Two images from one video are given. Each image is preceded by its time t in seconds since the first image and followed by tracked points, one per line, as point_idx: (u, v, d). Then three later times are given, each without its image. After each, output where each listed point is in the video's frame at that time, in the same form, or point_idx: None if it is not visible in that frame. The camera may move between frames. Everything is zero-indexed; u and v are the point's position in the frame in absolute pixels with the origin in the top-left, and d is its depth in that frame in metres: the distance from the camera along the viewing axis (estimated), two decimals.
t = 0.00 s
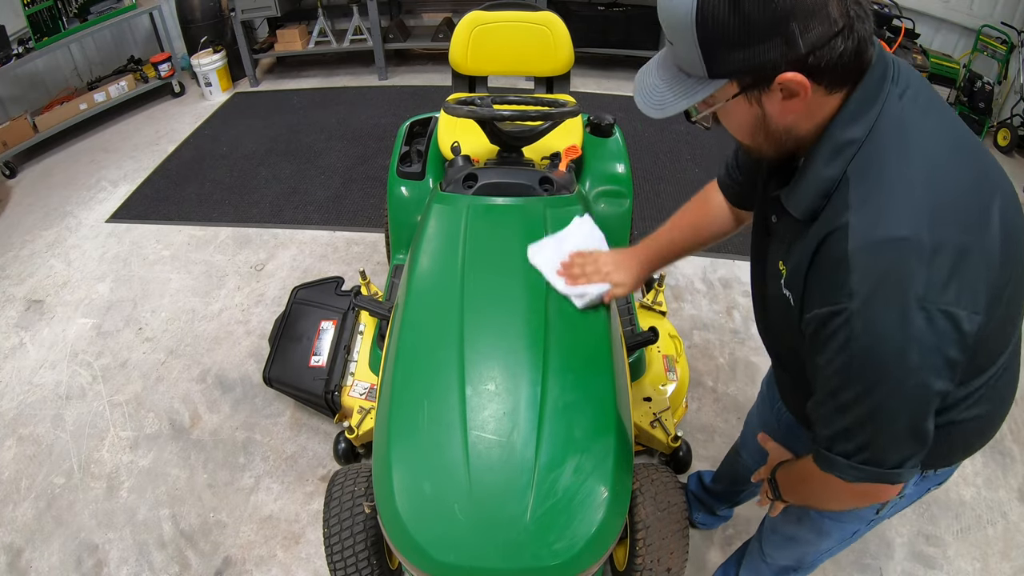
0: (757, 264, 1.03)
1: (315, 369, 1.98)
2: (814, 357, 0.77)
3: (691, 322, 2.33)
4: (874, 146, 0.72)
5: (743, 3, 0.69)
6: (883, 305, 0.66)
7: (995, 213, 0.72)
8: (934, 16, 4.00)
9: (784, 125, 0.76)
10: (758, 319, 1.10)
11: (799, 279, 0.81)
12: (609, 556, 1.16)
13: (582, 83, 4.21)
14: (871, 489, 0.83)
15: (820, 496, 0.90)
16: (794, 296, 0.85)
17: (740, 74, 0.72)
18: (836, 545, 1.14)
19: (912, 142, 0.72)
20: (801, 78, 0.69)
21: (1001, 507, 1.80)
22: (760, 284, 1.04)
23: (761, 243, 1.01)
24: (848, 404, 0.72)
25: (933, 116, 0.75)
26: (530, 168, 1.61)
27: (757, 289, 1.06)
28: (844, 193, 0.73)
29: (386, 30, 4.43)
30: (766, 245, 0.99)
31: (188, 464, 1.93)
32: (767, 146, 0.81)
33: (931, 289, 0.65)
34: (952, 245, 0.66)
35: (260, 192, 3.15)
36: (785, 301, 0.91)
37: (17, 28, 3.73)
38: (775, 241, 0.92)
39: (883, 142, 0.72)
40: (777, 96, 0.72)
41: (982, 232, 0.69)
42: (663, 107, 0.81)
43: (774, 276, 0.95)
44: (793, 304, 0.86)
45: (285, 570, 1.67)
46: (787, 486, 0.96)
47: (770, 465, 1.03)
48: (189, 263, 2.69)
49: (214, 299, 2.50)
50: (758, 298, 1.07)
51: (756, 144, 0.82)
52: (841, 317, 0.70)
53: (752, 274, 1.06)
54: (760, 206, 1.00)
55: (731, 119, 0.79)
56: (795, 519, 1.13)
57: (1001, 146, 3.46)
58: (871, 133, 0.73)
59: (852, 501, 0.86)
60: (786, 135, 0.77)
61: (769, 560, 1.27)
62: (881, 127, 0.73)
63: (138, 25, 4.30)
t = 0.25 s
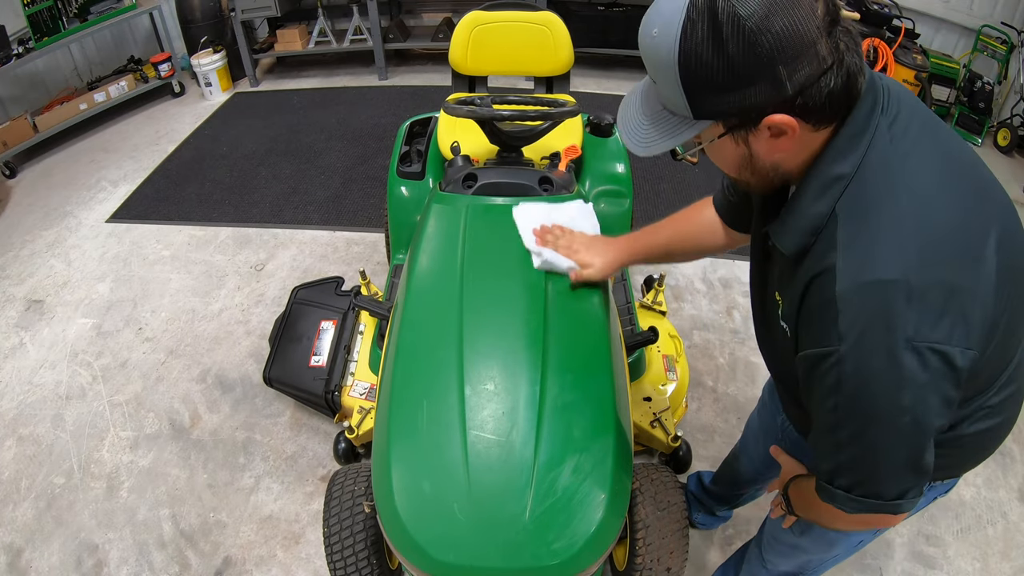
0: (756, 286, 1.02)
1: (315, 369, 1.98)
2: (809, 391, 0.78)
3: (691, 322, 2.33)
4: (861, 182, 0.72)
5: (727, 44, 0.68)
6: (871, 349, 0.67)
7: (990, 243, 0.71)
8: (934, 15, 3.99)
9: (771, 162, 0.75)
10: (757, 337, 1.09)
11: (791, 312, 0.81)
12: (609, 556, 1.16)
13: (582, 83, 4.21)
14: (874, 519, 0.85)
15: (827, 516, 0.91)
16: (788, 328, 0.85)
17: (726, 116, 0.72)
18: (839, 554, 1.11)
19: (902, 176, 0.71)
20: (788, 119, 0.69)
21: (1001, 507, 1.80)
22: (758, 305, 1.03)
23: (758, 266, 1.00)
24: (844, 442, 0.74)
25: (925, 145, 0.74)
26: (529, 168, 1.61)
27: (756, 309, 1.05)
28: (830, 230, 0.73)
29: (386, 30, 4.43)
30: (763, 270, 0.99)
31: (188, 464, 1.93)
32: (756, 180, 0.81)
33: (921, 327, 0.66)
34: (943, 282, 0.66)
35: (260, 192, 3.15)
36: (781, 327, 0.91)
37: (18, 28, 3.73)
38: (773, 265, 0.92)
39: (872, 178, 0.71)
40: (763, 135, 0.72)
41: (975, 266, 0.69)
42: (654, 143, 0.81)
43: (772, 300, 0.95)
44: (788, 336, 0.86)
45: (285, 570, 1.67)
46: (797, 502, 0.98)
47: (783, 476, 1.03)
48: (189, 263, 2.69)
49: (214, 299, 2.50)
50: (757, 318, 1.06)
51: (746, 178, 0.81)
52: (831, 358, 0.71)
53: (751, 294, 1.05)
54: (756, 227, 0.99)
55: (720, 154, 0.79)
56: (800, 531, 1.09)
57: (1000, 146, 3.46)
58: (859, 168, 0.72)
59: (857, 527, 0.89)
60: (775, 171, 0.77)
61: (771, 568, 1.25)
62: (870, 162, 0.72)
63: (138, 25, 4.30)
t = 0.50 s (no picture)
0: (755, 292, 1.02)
1: (315, 369, 1.98)
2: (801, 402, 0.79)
3: (691, 322, 2.34)
4: (858, 198, 0.71)
5: (724, 59, 0.67)
6: (862, 366, 0.68)
7: (988, 258, 0.71)
8: (934, 15, 3.99)
9: (769, 177, 0.74)
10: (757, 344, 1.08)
11: (786, 322, 0.81)
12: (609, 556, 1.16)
13: (582, 83, 4.21)
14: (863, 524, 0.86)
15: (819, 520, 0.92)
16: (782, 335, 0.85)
17: (722, 131, 0.70)
18: (836, 555, 1.11)
19: (899, 193, 0.70)
20: (787, 135, 0.67)
21: (1001, 507, 1.80)
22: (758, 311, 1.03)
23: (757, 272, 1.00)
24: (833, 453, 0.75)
25: (924, 161, 0.73)
26: (530, 168, 1.61)
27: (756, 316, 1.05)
28: (826, 246, 0.73)
29: (386, 30, 4.43)
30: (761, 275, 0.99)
31: (188, 464, 1.93)
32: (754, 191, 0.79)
33: (915, 346, 0.66)
34: (939, 302, 0.66)
35: (260, 192, 3.15)
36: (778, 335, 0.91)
37: (17, 28, 3.73)
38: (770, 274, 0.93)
39: (869, 194, 0.71)
40: (762, 150, 0.70)
41: (970, 282, 0.69)
42: (651, 154, 0.80)
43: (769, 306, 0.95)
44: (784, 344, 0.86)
45: (285, 570, 1.67)
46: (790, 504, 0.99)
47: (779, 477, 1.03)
48: (189, 263, 2.69)
49: (214, 299, 2.50)
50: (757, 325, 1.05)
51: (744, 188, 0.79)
52: (824, 373, 0.71)
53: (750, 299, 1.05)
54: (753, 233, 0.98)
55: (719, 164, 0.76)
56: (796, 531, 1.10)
57: (1000, 146, 3.46)
58: (857, 184, 0.71)
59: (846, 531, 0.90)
60: (773, 186, 0.75)
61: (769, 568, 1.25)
62: (868, 177, 0.71)
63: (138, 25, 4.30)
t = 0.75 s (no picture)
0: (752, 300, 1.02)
1: (315, 369, 1.98)
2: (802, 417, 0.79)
3: (691, 322, 2.34)
4: (855, 216, 0.71)
5: (723, 85, 0.66)
6: (861, 385, 0.68)
7: (986, 269, 0.71)
8: (934, 15, 3.99)
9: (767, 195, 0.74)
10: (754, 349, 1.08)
11: (784, 337, 0.82)
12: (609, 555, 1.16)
13: (582, 83, 4.21)
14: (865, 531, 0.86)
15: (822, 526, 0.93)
16: (781, 348, 0.85)
17: (717, 154, 0.70)
18: (839, 554, 1.11)
19: (896, 209, 0.70)
20: (785, 159, 0.67)
21: (1001, 507, 1.80)
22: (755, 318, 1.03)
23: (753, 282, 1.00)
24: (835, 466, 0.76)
25: (920, 174, 0.73)
26: (530, 168, 1.61)
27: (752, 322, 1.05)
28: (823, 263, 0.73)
29: (387, 31, 4.43)
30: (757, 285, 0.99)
31: (188, 464, 1.93)
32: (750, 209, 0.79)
33: (914, 362, 0.66)
34: (937, 318, 0.67)
35: (260, 192, 3.15)
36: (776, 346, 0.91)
37: (18, 28, 3.73)
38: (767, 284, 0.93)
39: (866, 212, 0.71)
40: (758, 172, 0.70)
41: (969, 294, 0.69)
42: (648, 175, 0.81)
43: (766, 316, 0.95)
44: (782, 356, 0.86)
45: (285, 570, 1.67)
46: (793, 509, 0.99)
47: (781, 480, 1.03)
48: (189, 263, 2.69)
49: (214, 299, 2.50)
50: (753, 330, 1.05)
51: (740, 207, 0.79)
52: (823, 391, 0.72)
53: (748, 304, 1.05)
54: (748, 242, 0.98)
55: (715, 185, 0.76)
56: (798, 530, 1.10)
57: (1000, 146, 3.45)
58: (853, 201, 0.71)
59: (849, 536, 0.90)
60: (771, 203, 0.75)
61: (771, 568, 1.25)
62: (865, 194, 0.71)
63: (138, 25, 4.30)
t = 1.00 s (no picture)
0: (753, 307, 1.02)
1: (315, 369, 1.98)
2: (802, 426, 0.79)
3: (691, 322, 2.34)
4: (854, 229, 0.71)
5: (721, 98, 0.65)
6: (860, 398, 0.68)
7: (985, 281, 0.71)
8: (934, 15, 3.99)
9: (763, 206, 0.74)
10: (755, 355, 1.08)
11: (783, 347, 0.82)
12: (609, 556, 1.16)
13: (582, 83, 4.21)
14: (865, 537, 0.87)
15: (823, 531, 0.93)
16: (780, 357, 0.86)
17: (715, 166, 0.70)
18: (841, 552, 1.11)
19: (896, 221, 0.70)
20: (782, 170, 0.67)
21: (1001, 507, 1.80)
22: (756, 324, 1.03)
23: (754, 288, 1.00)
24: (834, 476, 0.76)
25: (920, 185, 0.73)
26: (530, 168, 1.61)
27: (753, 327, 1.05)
28: (823, 276, 0.73)
29: (386, 31, 4.43)
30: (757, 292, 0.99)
31: (188, 464, 1.93)
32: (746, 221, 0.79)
33: (913, 375, 0.67)
34: (935, 330, 0.67)
35: (260, 192, 3.15)
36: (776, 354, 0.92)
37: (18, 28, 3.73)
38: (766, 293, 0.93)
39: (866, 225, 0.70)
40: (755, 182, 0.70)
41: (968, 307, 0.69)
42: (640, 183, 0.81)
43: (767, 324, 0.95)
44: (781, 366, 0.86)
45: (285, 570, 1.67)
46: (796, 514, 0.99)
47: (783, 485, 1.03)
48: (189, 263, 2.69)
49: (214, 299, 2.50)
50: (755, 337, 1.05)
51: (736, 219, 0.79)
52: (823, 404, 0.72)
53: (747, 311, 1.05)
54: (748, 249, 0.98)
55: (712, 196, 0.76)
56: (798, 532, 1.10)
57: (1000, 146, 3.45)
58: (853, 214, 0.71)
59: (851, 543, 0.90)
60: (768, 214, 0.75)
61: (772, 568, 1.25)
62: (865, 207, 0.71)
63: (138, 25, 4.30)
